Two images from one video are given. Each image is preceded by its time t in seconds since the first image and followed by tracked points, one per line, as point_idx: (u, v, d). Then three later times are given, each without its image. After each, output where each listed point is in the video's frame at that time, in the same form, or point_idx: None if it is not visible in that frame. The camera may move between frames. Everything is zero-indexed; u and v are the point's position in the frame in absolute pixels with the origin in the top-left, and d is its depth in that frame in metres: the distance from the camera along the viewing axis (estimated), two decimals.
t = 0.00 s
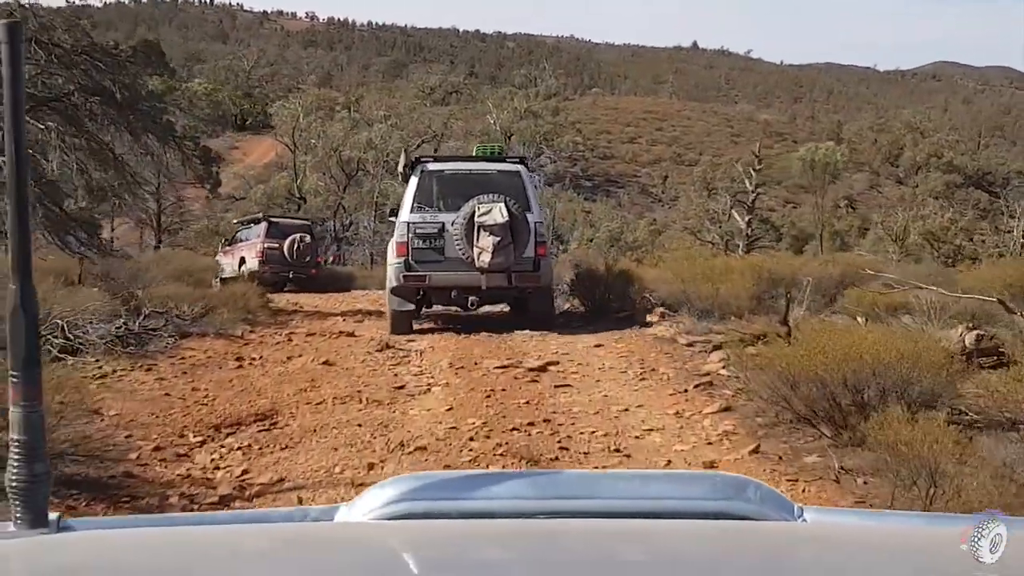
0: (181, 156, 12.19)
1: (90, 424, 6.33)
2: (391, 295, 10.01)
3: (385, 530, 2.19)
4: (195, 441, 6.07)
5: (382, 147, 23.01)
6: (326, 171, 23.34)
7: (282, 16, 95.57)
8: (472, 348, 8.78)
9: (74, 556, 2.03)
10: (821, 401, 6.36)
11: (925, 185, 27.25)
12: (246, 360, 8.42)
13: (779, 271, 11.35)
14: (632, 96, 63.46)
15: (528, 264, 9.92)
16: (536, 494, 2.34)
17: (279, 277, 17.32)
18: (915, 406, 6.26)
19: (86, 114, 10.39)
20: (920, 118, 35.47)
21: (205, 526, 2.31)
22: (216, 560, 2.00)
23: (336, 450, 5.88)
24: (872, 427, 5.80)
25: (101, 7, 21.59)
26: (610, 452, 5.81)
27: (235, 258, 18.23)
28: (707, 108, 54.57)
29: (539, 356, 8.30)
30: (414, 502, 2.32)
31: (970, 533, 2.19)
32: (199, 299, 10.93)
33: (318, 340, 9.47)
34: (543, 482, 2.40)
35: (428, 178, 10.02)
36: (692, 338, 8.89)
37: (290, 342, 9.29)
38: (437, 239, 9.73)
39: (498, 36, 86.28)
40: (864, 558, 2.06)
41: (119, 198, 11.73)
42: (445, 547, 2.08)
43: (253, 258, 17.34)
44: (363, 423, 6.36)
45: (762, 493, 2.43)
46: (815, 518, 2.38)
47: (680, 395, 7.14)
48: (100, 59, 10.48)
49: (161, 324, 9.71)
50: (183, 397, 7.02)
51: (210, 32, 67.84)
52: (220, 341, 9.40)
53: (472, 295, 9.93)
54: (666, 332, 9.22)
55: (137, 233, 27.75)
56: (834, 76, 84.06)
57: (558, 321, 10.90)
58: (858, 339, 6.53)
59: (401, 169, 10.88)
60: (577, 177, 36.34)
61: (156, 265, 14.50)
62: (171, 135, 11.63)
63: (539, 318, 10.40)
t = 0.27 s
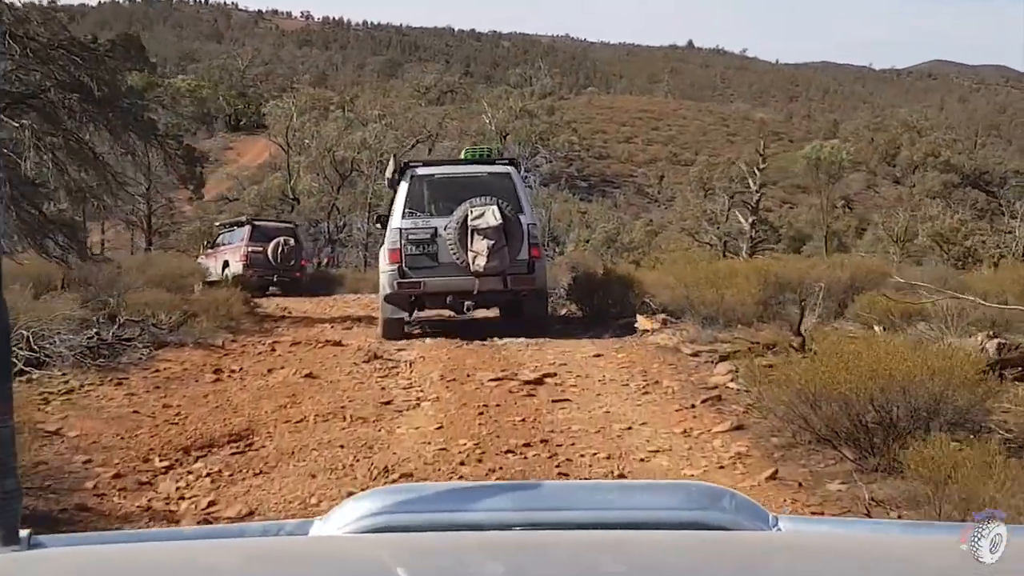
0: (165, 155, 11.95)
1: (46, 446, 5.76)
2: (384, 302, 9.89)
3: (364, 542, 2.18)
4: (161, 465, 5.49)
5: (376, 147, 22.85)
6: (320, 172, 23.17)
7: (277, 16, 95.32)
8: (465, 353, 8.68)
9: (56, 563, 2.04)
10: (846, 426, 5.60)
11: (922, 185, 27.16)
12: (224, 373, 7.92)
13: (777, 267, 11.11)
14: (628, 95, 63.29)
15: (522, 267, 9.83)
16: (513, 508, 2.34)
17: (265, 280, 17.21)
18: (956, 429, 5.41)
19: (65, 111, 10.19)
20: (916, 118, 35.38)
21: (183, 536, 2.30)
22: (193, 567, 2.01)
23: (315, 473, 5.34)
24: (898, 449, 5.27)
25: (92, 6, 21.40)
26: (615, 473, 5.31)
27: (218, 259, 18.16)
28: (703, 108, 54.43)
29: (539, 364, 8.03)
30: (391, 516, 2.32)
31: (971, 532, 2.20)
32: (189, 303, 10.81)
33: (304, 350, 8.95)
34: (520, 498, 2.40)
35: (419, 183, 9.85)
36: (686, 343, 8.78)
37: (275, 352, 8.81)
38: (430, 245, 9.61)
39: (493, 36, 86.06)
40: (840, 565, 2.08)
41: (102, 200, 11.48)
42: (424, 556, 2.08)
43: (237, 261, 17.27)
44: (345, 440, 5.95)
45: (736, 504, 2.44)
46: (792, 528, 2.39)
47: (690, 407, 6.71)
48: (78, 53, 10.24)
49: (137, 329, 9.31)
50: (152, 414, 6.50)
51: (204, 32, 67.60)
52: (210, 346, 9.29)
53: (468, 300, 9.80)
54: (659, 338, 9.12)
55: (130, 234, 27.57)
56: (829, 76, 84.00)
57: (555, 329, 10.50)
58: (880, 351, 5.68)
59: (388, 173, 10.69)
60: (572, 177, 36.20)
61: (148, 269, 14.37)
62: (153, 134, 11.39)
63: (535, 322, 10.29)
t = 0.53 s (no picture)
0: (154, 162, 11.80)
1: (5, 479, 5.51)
2: (379, 308, 9.93)
3: (361, 528, 2.49)
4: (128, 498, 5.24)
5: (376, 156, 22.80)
6: (320, 183, 23.12)
7: (276, 28, 95.32)
8: (465, 365, 8.69)
9: (48, 544, 2.32)
10: (870, 445, 5.38)
11: (924, 187, 27.10)
12: (208, 395, 7.70)
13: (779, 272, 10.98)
14: (629, 102, 63.19)
15: (517, 268, 9.74)
16: (506, 501, 2.62)
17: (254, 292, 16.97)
18: (989, 458, 5.24)
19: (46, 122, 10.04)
20: (917, 121, 35.38)
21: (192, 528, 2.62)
22: (197, 548, 2.29)
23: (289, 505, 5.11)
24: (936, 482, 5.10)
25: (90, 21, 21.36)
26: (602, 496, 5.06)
27: (208, 272, 17.95)
28: (704, 113, 54.34)
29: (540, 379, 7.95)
30: (388, 505, 2.62)
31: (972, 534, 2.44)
32: (188, 319, 10.82)
33: (290, 369, 8.70)
34: (512, 494, 2.68)
35: (411, 187, 9.77)
36: (689, 352, 8.72)
37: (262, 372, 8.58)
38: (424, 248, 9.56)
39: (493, 45, 86.00)
40: (824, 554, 2.35)
41: (87, 211, 11.30)
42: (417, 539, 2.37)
43: (227, 274, 17.04)
44: (329, 468, 5.72)
45: (732, 503, 2.73)
46: (784, 526, 2.66)
47: (694, 425, 6.54)
48: (58, 62, 10.03)
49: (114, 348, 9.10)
50: (124, 440, 6.27)
51: (203, 46, 67.55)
52: (208, 362, 9.29)
53: (464, 303, 9.71)
54: (664, 346, 9.09)
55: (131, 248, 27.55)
56: (830, 80, 83.94)
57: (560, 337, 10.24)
58: (908, 367, 5.51)
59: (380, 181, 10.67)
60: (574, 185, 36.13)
61: (149, 285, 14.36)
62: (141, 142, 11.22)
63: (530, 326, 10.19)
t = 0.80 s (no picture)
0: (139, 174, 11.71)
1: None
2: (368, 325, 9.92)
3: (366, 519, 2.43)
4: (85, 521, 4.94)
5: (374, 168, 22.66)
6: (318, 195, 22.99)
7: (276, 41, 95.52)
8: (461, 382, 8.54)
9: (58, 538, 2.28)
10: (891, 471, 5.21)
11: (925, 193, 26.99)
12: (183, 420, 7.49)
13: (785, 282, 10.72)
14: (629, 111, 63.13)
15: (505, 282, 9.81)
16: (515, 491, 2.54)
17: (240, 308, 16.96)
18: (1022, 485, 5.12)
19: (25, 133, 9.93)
20: (918, 126, 35.28)
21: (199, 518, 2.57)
22: (199, 542, 2.24)
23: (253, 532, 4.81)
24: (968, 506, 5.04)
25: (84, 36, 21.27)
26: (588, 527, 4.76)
27: (195, 286, 17.85)
28: (704, 122, 54.28)
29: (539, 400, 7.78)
30: (397, 496, 2.57)
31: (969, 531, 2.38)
32: (181, 339, 10.69)
33: (271, 391, 8.50)
34: (522, 482, 2.60)
35: (399, 204, 9.71)
36: (695, 369, 8.54)
37: (241, 394, 8.37)
38: (413, 264, 9.59)
39: (492, 56, 86.01)
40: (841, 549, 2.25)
41: (70, 226, 11.17)
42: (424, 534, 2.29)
43: (214, 287, 16.92)
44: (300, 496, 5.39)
45: (740, 490, 2.63)
46: (793, 517, 2.57)
47: (702, 452, 6.33)
48: (35, 72, 9.93)
49: (90, 372, 8.88)
50: (85, 474, 5.98)
51: (203, 61, 67.68)
52: (199, 382, 9.16)
53: (453, 319, 9.76)
54: (668, 361, 8.94)
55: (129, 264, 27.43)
56: (830, 87, 83.97)
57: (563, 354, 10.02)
58: (936, 392, 5.41)
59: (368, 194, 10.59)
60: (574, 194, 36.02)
61: (144, 302, 14.23)
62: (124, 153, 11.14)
63: (518, 340, 10.22)
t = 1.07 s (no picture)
0: (130, 179, 11.55)
1: None
2: (365, 335, 9.76)
3: (359, 555, 2.23)
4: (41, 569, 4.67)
5: (373, 174, 22.48)
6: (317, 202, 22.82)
7: (276, 46, 95.42)
8: (461, 394, 8.36)
9: None
10: (948, 487, 4.75)
11: (929, 199, 26.88)
12: (166, 441, 7.20)
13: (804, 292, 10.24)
14: (630, 117, 63.02)
15: (504, 292, 9.66)
16: (506, 513, 2.38)
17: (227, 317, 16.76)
18: None
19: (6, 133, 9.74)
20: (921, 133, 35.12)
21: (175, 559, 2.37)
22: None
23: None
24: None
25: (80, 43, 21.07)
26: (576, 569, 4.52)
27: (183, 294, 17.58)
28: (705, 127, 54.19)
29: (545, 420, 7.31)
30: (391, 526, 2.37)
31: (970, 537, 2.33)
32: (176, 350, 10.51)
33: (260, 407, 8.21)
34: (516, 503, 2.44)
35: (395, 215, 9.56)
36: (714, 383, 8.03)
37: (229, 411, 8.09)
38: (411, 274, 9.45)
39: (493, 62, 85.95)
40: (843, 562, 2.16)
41: (52, 229, 10.98)
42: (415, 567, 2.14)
43: (202, 296, 16.67)
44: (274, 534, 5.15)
45: (734, 506, 2.52)
46: (789, 529, 2.47)
47: (729, 479, 5.78)
48: (18, 71, 9.76)
49: (74, 389, 8.62)
50: (55, 505, 5.69)
51: (202, 67, 67.55)
52: (192, 395, 9.02)
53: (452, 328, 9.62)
54: (681, 373, 8.47)
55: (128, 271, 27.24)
56: (830, 93, 83.93)
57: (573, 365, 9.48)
58: (1009, 425, 4.97)
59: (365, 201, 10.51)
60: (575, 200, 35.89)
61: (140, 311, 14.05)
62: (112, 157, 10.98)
63: (515, 348, 10.09)
